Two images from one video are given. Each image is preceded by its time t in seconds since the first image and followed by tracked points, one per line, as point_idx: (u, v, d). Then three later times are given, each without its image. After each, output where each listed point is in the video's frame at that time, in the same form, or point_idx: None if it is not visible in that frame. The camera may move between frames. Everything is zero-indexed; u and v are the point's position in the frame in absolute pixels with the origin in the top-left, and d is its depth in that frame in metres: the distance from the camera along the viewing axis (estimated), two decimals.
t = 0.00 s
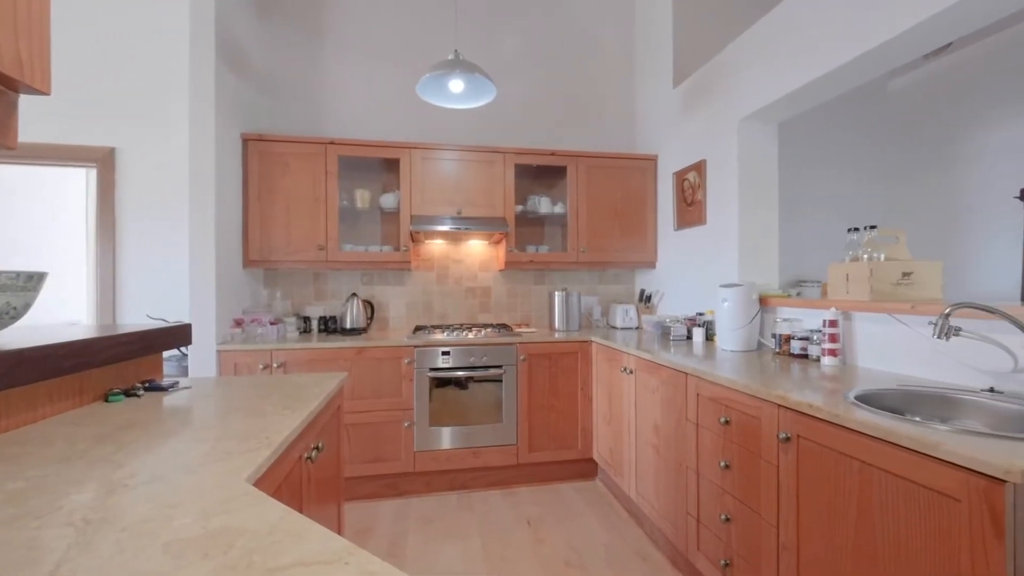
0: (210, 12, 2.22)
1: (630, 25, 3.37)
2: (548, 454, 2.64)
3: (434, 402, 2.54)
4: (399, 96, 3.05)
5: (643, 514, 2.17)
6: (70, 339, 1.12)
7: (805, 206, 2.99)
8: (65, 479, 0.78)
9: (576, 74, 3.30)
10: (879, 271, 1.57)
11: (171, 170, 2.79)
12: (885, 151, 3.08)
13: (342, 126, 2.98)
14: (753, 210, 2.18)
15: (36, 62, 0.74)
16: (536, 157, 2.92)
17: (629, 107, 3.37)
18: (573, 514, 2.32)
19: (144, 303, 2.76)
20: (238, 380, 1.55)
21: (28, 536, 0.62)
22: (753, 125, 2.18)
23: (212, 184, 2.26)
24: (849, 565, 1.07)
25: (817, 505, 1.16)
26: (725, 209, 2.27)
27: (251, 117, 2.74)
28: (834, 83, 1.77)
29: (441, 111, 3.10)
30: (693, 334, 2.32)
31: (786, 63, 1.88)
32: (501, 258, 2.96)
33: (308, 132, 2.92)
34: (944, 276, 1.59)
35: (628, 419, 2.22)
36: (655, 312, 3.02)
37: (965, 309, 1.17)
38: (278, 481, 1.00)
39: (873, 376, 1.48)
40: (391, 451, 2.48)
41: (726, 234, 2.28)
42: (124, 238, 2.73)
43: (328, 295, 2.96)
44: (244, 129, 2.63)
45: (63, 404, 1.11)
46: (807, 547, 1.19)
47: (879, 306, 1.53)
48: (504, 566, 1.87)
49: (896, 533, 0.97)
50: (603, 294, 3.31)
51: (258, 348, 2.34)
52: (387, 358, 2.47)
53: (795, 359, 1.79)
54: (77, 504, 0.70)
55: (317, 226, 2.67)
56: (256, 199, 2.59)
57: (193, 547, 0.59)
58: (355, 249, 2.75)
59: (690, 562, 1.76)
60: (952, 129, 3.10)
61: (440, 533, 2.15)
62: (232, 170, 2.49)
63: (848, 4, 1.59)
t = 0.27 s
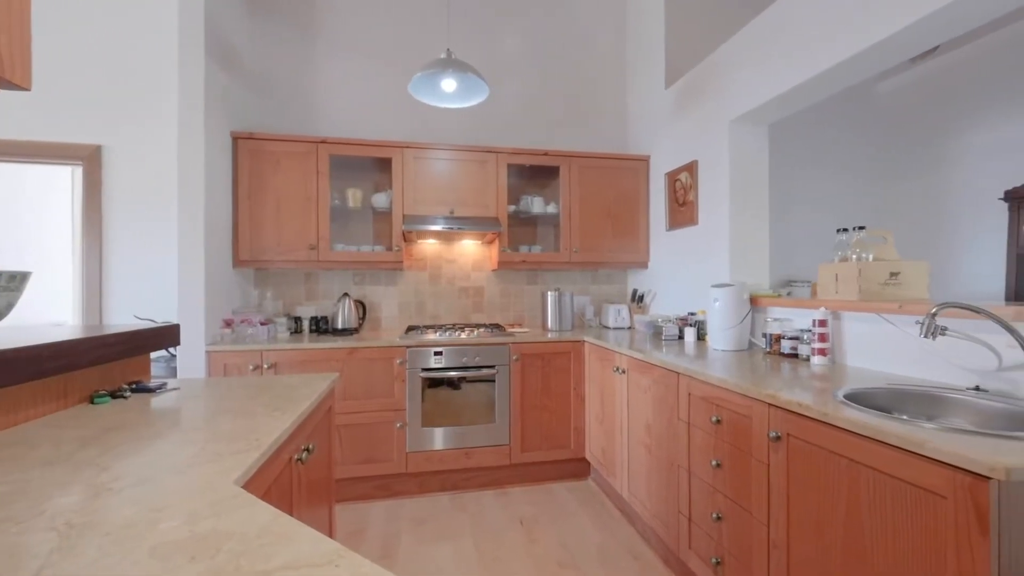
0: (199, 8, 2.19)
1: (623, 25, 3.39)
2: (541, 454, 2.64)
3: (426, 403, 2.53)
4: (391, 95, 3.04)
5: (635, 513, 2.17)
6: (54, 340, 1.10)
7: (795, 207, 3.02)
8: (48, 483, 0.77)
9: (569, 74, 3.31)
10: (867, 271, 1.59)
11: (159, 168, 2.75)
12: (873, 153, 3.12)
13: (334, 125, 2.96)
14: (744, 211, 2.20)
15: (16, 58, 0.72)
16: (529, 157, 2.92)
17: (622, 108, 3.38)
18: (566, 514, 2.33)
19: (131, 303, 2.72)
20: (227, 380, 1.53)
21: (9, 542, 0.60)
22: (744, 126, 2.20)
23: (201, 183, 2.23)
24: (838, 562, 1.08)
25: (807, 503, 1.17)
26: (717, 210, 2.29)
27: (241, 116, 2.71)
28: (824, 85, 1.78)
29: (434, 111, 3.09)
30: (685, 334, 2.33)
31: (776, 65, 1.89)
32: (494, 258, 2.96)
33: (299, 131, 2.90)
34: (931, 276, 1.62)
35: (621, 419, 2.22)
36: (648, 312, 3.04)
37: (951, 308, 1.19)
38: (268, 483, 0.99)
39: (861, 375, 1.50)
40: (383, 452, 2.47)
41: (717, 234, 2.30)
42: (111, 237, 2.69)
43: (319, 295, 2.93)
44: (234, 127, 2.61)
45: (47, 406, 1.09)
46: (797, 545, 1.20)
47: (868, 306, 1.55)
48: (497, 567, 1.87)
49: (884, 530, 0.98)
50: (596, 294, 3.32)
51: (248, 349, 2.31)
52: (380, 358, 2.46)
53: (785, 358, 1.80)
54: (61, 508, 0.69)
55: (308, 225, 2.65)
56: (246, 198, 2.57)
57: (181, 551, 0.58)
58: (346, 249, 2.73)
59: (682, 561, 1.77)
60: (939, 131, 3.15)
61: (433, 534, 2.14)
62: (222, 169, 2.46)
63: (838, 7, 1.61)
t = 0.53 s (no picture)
0: (188, 5, 2.17)
1: (615, 26, 3.40)
2: (534, 454, 2.65)
3: (419, 403, 2.52)
4: (384, 94, 3.02)
5: (628, 512, 2.18)
6: (38, 341, 1.08)
7: (785, 208, 3.05)
8: (33, 486, 0.75)
9: (562, 75, 3.31)
10: (855, 271, 1.61)
11: (148, 166, 2.71)
12: (862, 155, 3.16)
13: (326, 123, 2.94)
14: (735, 212, 2.22)
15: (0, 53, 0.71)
16: (522, 157, 2.92)
17: (614, 108, 3.39)
18: (559, 513, 2.33)
19: (119, 304, 2.68)
20: (216, 381, 1.51)
21: None
22: (736, 127, 2.22)
23: (190, 182, 2.20)
24: (827, 559, 1.10)
25: (796, 501, 1.18)
26: (708, 210, 2.31)
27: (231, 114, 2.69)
28: (813, 87, 1.81)
29: (426, 110, 3.08)
30: (677, 333, 2.34)
31: (767, 67, 1.91)
32: (487, 258, 2.95)
33: (290, 129, 2.87)
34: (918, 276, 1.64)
35: (613, 419, 2.23)
36: (640, 312, 3.05)
37: (937, 308, 1.21)
38: (258, 485, 0.98)
39: (850, 374, 1.52)
40: (376, 453, 2.46)
41: (709, 235, 2.31)
42: (98, 237, 2.65)
43: (311, 295, 2.91)
44: (224, 125, 2.58)
45: (31, 409, 1.07)
46: (787, 543, 1.21)
47: (857, 306, 1.56)
48: (490, 567, 1.87)
49: (873, 527, 0.99)
50: (589, 294, 3.33)
51: (238, 350, 2.29)
52: (372, 358, 2.45)
53: (776, 357, 1.82)
54: (46, 512, 0.68)
55: (299, 225, 2.62)
56: (236, 197, 2.54)
57: (168, 555, 0.58)
58: (338, 249, 2.72)
59: (673, 559, 1.78)
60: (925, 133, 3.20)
61: (426, 535, 2.13)
62: (212, 168, 2.43)
63: (827, 9, 1.63)
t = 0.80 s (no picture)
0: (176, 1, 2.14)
1: (607, 28, 3.41)
2: (526, 454, 2.65)
3: (411, 404, 2.51)
4: (375, 93, 3.01)
5: (620, 511, 2.19)
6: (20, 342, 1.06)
7: (775, 209, 3.08)
8: (15, 491, 0.74)
9: (554, 75, 3.32)
10: (843, 271, 1.63)
11: (135, 165, 2.67)
12: (849, 157, 3.20)
13: (317, 122, 2.91)
14: (725, 212, 2.24)
15: None
16: (514, 157, 2.92)
17: (606, 109, 3.41)
18: (551, 513, 2.34)
19: (105, 304, 2.64)
20: (205, 383, 1.49)
21: None
22: (726, 128, 2.24)
23: (178, 180, 2.17)
24: (816, 556, 1.11)
25: (786, 499, 1.19)
26: (699, 210, 2.32)
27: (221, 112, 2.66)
28: (802, 89, 1.83)
29: (419, 109, 3.07)
30: (668, 333, 2.36)
31: (757, 69, 1.93)
32: (479, 258, 2.95)
33: (280, 128, 2.85)
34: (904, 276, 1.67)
35: (606, 418, 2.23)
36: (632, 312, 3.06)
37: (923, 307, 1.23)
38: (248, 488, 0.97)
39: (838, 373, 1.54)
40: (367, 454, 2.44)
41: (700, 235, 2.33)
42: (83, 236, 2.60)
43: (301, 295, 2.89)
44: (214, 123, 2.55)
45: (13, 411, 1.05)
46: (777, 541, 1.22)
47: (844, 306, 1.58)
48: (482, 568, 1.87)
49: (860, 524, 1.00)
50: (581, 294, 3.34)
51: (227, 351, 2.26)
52: (363, 359, 2.43)
53: (765, 356, 1.84)
54: (28, 517, 0.66)
55: (289, 224, 2.60)
56: (225, 196, 2.51)
57: (154, 559, 0.57)
58: (329, 248, 2.69)
59: (665, 558, 1.79)
60: (910, 135, 3.25)
61: (418, 536, 2.12)
62: (200, 166, 2.40)
63: (815, 13, 1.65)
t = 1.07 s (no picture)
0: None
1: (600, 29, 3.42)
2: (519, 454, 2.65)
3: (403, 404, 2.50)
4: (367, 92, 2.99)
5: (612, 511, 2.20)
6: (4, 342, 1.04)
7: (765, 209, 3.11)
8: None
9: (547, 76, 3.32)
10: (832, 272, 1.65)
11: (122, 164, 2.63)
12: (838, 159, 3.24)
13: (308, 121, 2.89)
14: (717, 213, 2.26)
15: None
16: (507, 157, 2.92)
17: (599, 110, 3.42)
18: (544, 513, 2.34)
19: (91, 304, 2.60)
20: (194, 384, 1.47)
21: None
22: (717, 130, 2.25)
23: (167, 179, 2.15)
24: (806, 553, 1.12)
25: (777, 497, 1.20)
26: (691, 211, 2.34)
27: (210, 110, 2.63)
28: (791, 92, 1.85)
29: (411, 109, 3.06)
30: (661, 333, 2.37)
31: (747, 71, 1.95)
32: (472, 258, 2.95)
33: (271, 127, 2.82)
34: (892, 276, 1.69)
35: (598, 418, 2.24)
36: (624, 312, 3.08)
37: (910, 307, 1.25)
38: (238, 490, 0.96)
39: (827, 372, 1.55)
40: (359, 455, 2.43)
41: (692, 235, 2.35)
42: (69, 235, 2.56)
43: (293, 295, 2.86)
44: (203, 122, 2.52)
45: None
46: (767, 539, 1.23)
47: (833, 305, 1.60)
48: (475, 568, 1.86)
49: (849, 522, 1.01)
50: (574, 294, 3.34)
51: (217, 351, 2.24)
52: (355, 359, 2.42)
53: (756, 356, 1.86)
54: (11, 521, 0.65)
55: (281, 224, 2.58)
56: (215, 195, 2.48)
57: (141, 563, 0.56)
58: (321, 248, 2.68)
59: (657, 557, 1.80)
60: (898, 138, 3.30)
61: (410, 537, 2.12)
62: (190, 165, 2.37)
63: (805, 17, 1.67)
